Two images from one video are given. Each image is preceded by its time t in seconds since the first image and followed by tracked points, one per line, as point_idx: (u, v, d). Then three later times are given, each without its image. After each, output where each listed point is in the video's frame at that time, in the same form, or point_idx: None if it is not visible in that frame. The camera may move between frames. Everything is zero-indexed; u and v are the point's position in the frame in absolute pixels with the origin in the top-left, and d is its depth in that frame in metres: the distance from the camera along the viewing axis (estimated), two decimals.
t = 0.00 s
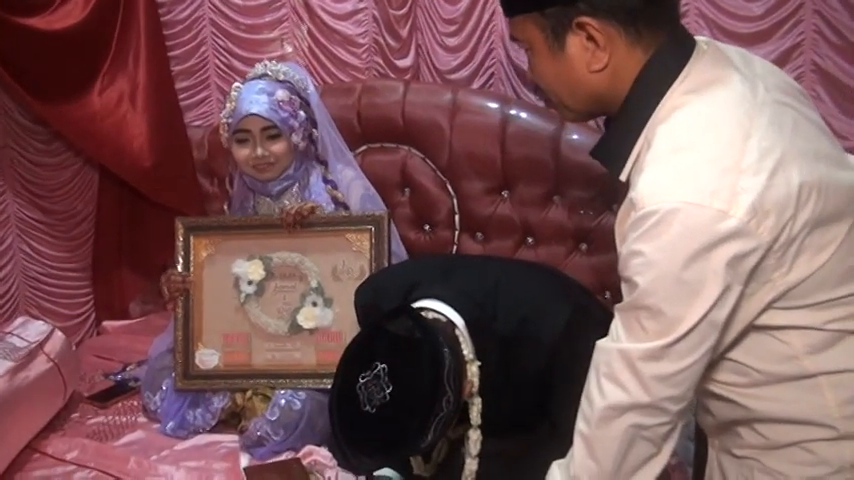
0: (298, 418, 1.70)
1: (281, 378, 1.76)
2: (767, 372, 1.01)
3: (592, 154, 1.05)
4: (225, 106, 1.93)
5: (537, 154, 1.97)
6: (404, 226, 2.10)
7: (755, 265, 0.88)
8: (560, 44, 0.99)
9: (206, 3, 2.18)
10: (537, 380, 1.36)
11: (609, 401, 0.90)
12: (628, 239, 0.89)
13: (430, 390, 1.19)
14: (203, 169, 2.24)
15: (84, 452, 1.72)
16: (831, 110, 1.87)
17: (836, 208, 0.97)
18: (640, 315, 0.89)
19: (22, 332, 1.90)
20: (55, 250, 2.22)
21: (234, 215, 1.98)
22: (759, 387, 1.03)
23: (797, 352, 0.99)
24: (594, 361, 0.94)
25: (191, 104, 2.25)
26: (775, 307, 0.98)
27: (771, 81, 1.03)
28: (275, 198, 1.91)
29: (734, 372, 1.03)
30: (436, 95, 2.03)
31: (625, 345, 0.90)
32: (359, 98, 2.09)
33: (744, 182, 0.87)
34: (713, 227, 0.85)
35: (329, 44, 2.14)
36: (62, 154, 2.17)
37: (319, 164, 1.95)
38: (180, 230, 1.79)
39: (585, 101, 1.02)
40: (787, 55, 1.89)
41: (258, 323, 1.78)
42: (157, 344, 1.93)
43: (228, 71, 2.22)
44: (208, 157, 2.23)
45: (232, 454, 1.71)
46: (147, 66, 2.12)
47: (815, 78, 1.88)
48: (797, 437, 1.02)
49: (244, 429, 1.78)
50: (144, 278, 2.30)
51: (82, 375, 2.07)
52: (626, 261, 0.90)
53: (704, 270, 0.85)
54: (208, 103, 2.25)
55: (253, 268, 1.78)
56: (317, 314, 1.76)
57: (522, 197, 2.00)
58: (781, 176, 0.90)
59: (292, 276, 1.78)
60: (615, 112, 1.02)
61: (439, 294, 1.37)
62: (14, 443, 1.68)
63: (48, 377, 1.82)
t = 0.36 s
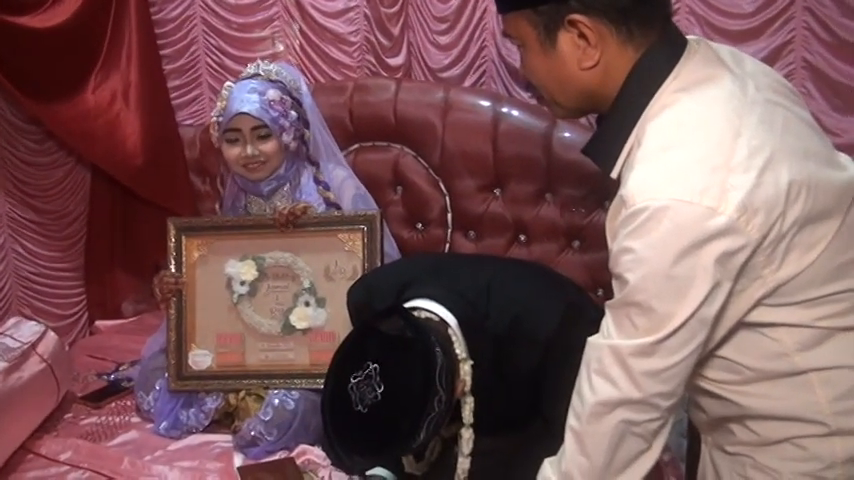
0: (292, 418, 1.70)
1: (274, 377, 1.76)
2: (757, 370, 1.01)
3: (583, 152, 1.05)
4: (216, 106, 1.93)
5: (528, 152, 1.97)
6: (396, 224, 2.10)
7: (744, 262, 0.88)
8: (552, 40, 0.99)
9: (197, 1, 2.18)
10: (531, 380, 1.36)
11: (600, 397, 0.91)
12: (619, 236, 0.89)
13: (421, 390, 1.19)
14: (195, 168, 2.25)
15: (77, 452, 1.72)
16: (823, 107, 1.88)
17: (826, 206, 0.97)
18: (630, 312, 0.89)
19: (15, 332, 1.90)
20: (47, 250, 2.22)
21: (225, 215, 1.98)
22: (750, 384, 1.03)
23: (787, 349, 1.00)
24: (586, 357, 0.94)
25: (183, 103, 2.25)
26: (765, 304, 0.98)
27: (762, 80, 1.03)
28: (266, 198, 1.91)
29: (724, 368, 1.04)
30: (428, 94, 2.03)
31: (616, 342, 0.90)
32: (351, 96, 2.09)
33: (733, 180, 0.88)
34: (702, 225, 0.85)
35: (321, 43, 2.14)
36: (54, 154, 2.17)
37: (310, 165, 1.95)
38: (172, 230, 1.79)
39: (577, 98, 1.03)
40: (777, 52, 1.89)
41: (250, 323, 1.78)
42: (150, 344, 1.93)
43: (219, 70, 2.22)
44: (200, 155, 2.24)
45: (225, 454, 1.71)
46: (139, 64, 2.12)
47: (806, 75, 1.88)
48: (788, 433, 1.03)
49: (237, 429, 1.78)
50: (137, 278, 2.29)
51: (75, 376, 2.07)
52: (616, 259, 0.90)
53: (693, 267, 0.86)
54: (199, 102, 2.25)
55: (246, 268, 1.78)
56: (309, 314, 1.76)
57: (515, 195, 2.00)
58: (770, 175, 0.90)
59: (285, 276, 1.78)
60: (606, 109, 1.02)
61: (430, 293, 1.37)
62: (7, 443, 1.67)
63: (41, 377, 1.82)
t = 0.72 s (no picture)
0: (285, 418, 1.70)
1: (269, 376, 1.75)
2: (753, 366, 1.01)
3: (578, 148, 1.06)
4: (208, 107, 1.93)
5: (523, 150, 1.97)
6: (390, 222, 2.10)
7: (738, 259, 0.89)
8: (548, 35, 0.98)
9: None
10: (526, 379, 1.37)
11: (594, 393, 0.91)
12: (613, 233, 0.89)
13: (415, 376, 1.19)
14: (189, 166, 2.25)
15: (71, 451, 1.71)
16: (816, 105, 1.88)
17: (821, 203, 0.97)
18: (625, 308, 0.89)
19: (9, 330, 1.89)
20: (41, 248, 2.23)
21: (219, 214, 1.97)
22: (746, 380, 1.03)
23: (782, 346, 1.00)
24: (580, 353, 0.95)
25: (177, 101, 2.26)
26: (759, 301, 0.98)
27: (757, 78, 1.03)
28: (259, 198, 1.90)
29: (720, 364, 1.04)
30: (422, 92, 2.03)
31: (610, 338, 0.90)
32: (345, 94, 2.09)
33: (727, 177, 0.88)
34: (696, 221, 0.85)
35: (315, 41, 2.14)
36: (47, 153, 2.17)
37: (303, 164, 1.95)
38: (166, 229, 1.79)
39: (574, 95, 1.02)
40: (771, 51, 1.89)
41: (245, 322, 1.78)
42: (144, 342, 1.93)
43: (213, 68, 2.22)
44: (195, 154, 2.23)
45: (220, 452, 1.70)
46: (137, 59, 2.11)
47: (800, 73, 1.89)
48: (784, 429, 1.03)
49: (232, 427, 1.78)
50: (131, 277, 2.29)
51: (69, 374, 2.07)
52: (611, 255, 0.90)
53: (687, 263, 0.85)
54: (194, 100, 2.26)
55: (240, 268, 1.78)
56: (303, 313, 1.75)
57: (509, 193, 2.00)
58: (765, 172, 0.91)
59: (279, 275, 1.78)
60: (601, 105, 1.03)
61: (425, 290, 1.37)
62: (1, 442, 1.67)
63: (35, 376, 1.81)
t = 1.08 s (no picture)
0: (282, 415, 1.70)
1: (265, 373, 1.75)
2: (752, 359, 1.01)
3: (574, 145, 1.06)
4: (202, 103, 1.92)
5: (520, 146, 1.96)
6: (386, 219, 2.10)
7: (736, 250, 0.88)
8: (568, 21, 0.96)
9: None
10: (523, 341, 1.36)
11: (590, 385, 0.90)
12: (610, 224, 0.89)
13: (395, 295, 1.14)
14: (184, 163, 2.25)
15: (66, 449, 1.70)
16: (813, 101, 1.87)
17: (818, 197, 0.97)
18: (621, 299, 0.88)
19: (3, 329, 1.89)
20: (34, 246, 2.22)
21: (213, 211, 1.96)
22: (745, 374, 1.02)
23: (781, 339, 0.99)
24: (577, 344, 0.94)
25: (172, 97, 2.27)
26: (757, 294, 0.98)
27: (754, 69, 1.03)
28: (254, 196, 1.89)
29: (718, 358, 1.03)
30: (418, 87, 2.02)
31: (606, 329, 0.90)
32: (340, 90, 2.08)
33: (725, 168, 0.87)
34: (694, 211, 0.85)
35: (310, 36, 2.14)
36: (42, 149, 2.16)
37: (297, 161, 1.94)
38: (160, 227, 1.78)
39: (579, 89, 1.00)
40: (767, 46, 1.89)
41: (240, 319, 1.77)
42: (139, 340, 1.93)
43: (208, 64, 2.23)
44: (189, 150, 2.22)
45: (216, 449, 1.69)
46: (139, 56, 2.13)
47: (796, 69, 1.88)
48: (783, 423, 1.02)
49: (228, 425, 1.77)
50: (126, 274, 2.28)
51: (64, 372, 2.06)
52: (608, 246, 0.90)
53: (685, 253, 0.85)
54: (189, 96, 2.27)
55: (235, 265, 1.77)
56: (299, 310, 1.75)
57: (505, 189, 2.00)
58: (763, 162, 0.90)
59: (274, 272, 1.77)
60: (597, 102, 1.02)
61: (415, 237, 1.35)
62: None
63: (30, 374, 1.81)
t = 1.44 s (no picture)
0: (285, 405, 1.70)
1: (268, 364, 1.75)
2: (757, 346, 1.00)
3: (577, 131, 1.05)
4: (202, 94, 1.91)
5: (522, 136, 1.96)
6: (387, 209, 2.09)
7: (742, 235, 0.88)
8: (572, 8, 0.94)
9: None
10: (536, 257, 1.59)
11: (594, 374, 0.90)
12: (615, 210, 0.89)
13: (418, 111, 1.46)
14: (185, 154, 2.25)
15: (69, 440, 1.70)
16: (815, 88, 1.87)
17: (820, 182, 0.96)
18: (626, 286, 0.88)
19: (5, 320, 1.89)
20: (35, 238, 2.22)
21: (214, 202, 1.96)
22: (748, 360, 1.02)
23: (784, 325, 0.99)
24: (581, 333, 0.94)
25: (173, 88, 2.27)
26: (762, 281, 0.97)
27: (758, 54, 1.02)
28: (255, 187, 1.88)
29: (722, 345, 1.03)
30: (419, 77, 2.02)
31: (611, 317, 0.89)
32: (341, 80, 2.08)
33: (730, 152, 0.87)
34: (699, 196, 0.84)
35: (310, 26, 2.14)
36: (43, 141, 2.16)
37: (299, 151, 1.93)
38: (162, 218, 1.78)
39: (582, 75, 0.98)
40: (770, 34, 1.88)
41: (243, 310, 1.77)
42: (141, 331, 1.93)
43: (207, 55, 2.23)
44: (190, 141, 2.22)
45: (218, 440, 1.69)
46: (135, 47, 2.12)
47: (799, 56, 1.88)
48: (786, 410, 1.02)
49: (230, 415, 1.77)
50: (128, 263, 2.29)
51: (66, 364, 2.05)
52: (612, 233, 0.89)
53: (690, 238, 0.85)
54: (189, 88, 2.27)
55: (237, 255, 1.77)
56: (301, 300, 1.75)
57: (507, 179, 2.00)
58: (768, 146, 0.90)
59: (276, 262, 1.76)
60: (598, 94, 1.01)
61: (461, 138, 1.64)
62: None
63: (32, 365, 1.81)
